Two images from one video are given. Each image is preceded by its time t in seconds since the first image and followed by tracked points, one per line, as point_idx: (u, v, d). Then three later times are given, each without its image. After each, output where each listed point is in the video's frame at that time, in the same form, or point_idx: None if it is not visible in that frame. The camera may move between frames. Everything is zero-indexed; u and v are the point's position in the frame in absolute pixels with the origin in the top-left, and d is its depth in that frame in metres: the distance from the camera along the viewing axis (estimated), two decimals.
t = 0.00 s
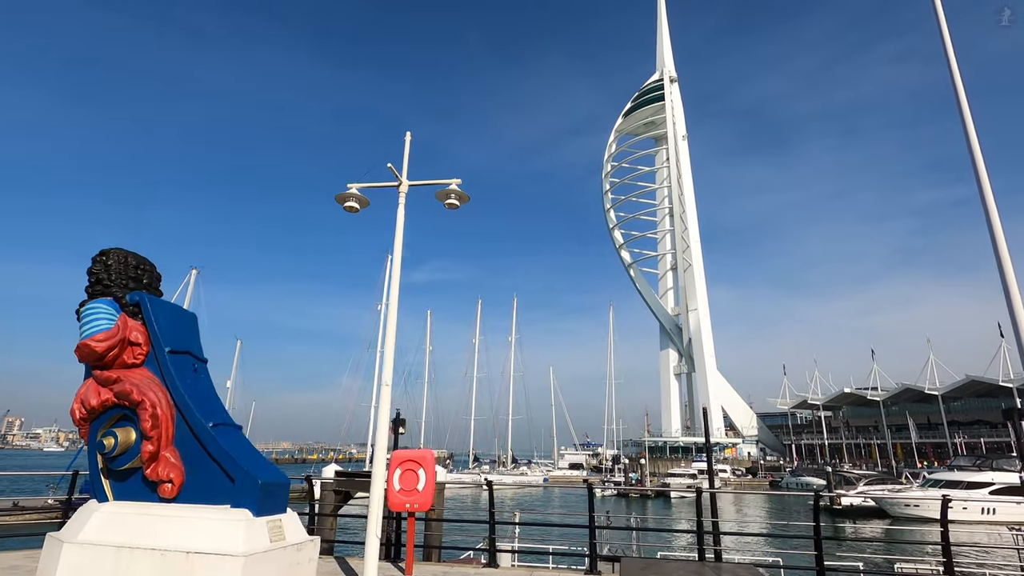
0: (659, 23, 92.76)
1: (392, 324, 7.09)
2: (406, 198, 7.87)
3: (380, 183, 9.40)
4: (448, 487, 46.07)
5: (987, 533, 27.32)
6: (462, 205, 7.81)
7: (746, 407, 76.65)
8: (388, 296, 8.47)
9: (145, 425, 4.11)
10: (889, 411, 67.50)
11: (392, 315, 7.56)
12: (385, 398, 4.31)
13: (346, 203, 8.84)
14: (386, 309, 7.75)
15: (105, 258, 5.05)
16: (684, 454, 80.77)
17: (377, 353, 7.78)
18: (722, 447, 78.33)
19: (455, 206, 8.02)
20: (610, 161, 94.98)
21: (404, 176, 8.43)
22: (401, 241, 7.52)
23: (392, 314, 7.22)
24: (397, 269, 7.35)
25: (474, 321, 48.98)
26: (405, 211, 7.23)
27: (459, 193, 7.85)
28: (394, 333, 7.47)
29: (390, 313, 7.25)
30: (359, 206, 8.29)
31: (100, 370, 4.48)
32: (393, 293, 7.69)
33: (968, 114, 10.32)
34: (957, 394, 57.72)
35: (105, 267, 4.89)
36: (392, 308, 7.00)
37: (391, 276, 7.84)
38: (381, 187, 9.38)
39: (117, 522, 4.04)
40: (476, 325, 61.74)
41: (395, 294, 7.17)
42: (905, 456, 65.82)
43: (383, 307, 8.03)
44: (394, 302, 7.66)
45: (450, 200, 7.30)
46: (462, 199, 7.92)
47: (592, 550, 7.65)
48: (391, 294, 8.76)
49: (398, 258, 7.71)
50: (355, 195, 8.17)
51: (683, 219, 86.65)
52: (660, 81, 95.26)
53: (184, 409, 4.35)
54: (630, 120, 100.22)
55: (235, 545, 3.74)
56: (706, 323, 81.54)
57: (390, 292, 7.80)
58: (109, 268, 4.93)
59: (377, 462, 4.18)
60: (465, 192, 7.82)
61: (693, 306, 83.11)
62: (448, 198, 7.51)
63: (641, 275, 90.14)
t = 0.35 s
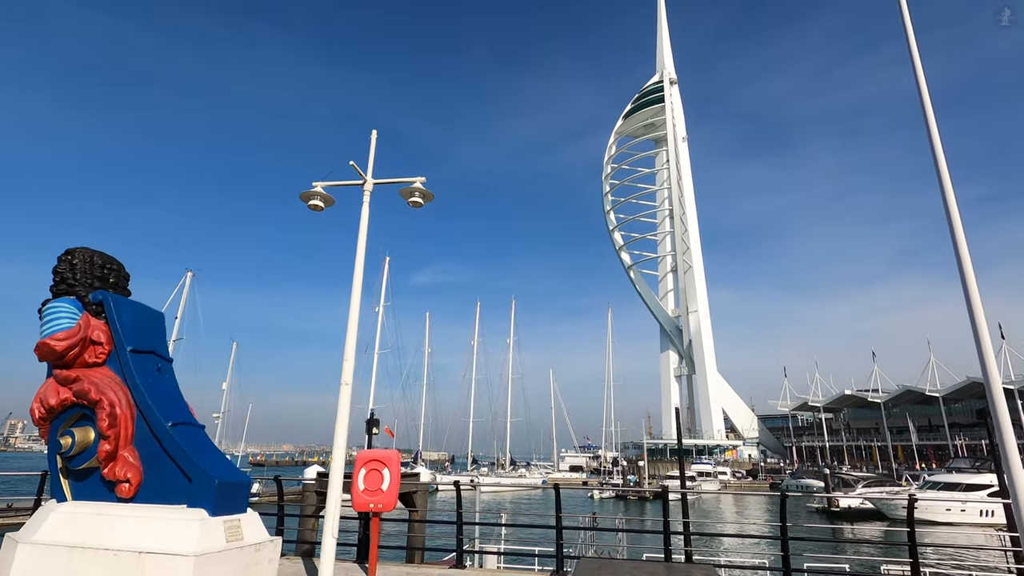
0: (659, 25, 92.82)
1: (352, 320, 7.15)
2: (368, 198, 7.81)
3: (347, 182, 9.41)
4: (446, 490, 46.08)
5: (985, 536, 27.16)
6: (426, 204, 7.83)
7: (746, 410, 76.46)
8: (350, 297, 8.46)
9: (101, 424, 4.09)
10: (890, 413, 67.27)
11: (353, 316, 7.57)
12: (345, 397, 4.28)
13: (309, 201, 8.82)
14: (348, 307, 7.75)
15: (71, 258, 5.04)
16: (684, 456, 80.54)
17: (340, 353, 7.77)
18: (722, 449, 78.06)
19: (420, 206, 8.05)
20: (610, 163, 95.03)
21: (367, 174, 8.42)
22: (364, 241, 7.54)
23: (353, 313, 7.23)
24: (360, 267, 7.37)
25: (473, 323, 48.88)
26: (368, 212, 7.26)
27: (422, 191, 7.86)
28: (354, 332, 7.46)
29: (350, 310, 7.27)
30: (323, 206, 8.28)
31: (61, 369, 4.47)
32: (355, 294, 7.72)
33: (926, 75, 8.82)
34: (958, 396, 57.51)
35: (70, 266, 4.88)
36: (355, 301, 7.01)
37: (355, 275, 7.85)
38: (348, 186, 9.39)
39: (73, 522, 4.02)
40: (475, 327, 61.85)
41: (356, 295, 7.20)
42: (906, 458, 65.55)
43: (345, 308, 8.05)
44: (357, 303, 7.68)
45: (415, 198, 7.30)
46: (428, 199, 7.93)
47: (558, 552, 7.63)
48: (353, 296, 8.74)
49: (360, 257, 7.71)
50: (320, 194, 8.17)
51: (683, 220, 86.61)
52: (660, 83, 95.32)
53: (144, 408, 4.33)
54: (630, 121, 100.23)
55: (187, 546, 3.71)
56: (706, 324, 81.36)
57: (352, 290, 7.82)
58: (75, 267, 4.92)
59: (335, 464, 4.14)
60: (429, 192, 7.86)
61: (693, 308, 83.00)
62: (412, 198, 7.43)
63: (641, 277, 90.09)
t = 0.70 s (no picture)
0: (659, 28, 93.13)
1: (315, 323, 7.16)
2: (332, 200, 8.03)
3: (313, 185, 9.64)
4: (445, 494, 45.93)
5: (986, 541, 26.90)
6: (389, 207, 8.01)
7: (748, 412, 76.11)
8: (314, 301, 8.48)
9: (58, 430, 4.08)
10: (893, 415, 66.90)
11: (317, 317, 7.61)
12: (307, 401, 4.28)
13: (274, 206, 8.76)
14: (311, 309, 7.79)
15: (37, 262, 5.00)
16: (686, 459, 80.12)
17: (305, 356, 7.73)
18: (724, 453, 77.62)
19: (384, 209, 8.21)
20: (610, 165, 95.09)
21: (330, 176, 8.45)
22: (328, 243, 7.63)
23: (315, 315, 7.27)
24: (323, 270, 7.43)
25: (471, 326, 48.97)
26: (334, 214, 7.30)
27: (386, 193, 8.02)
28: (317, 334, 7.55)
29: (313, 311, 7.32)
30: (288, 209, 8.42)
31: (22, 375, 4.44)
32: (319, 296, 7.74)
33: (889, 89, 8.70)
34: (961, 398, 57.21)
35: (35, 271, 4.84)
36: (317, 300, 7.15)
37: (318, 278, 7.91)
38: (315, 189, 9.60)
39: (30, 527, 4.00)
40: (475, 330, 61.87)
41: (322, 297, 7.23)
42: (909, 462, 65.09)
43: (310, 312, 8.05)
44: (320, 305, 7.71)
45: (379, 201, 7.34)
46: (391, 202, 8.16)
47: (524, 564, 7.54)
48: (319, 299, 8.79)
49: (324, 259, 7.74)
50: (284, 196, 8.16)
51: (684, 223, 86.54)
52: (660, 86, 95.49)
53: (106, 414, 4.31)
54: (630, 124, 100.20)
55: (140, 554, 3.68)
56: (708, 327, 81.10)
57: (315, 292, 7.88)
58: (41, 272, 4.87)
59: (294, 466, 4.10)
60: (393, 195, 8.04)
61: (694, 310, 82.77)
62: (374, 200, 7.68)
63: (641, 279, 89.94)
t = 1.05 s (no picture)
0: (659, 32, 93.39)
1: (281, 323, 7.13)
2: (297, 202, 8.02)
3: (283, 187, 9.60)
4: (446, 498, 45.94)
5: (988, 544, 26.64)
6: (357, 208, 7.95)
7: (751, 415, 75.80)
8: (281, 305, 8.45)
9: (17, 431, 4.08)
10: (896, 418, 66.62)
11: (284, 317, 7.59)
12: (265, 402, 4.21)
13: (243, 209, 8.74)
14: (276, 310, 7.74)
15: (8, 265, 5.04)
16: (688, 463, 79.86)
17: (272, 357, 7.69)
18: (727, 456, 77.35)
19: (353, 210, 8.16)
20: (610, 168, 95.16)
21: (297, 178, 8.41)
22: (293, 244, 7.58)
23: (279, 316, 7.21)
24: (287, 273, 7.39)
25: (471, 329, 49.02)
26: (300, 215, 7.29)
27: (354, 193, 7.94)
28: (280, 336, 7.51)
29: (279, 310, 7.30)
30: (254, 211, 8.38)
31: None
32: (284, 297, 7.68)
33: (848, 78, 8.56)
34: (964, 401, 56.93)
35: (5, 273, 4.88)
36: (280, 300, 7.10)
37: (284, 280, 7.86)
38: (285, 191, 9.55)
39: None
40: (475, 333, 62.08)
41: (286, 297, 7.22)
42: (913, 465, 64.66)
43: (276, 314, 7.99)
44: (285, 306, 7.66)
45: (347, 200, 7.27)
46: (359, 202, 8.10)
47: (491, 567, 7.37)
48: (287, 302, 8.76)
49: (289, 260, 7.70)
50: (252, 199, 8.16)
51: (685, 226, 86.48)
52: (660, 89, 95.67)
53: (67, 415, 4.32)
54: (631, 127, 100.31)
55: (94, 555, 3.67)
56: (710, 329, 80.87)
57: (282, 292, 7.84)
58: (10, 274, 4.91)
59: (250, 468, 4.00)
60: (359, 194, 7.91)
61: (696, 313, 82.60)
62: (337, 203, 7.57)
63: (643, 282, 89.89)
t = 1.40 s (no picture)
0: (659, 36, 93.53)
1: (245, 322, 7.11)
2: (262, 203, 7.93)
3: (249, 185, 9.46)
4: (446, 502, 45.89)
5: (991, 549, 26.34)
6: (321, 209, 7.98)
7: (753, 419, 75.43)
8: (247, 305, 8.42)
9: None
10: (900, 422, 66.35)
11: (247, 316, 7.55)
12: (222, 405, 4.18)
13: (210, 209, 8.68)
14: (238, 311, 7.74)
15: None
16: (690, 467, 79.54)
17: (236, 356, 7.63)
18: (729, 460, 77.05)
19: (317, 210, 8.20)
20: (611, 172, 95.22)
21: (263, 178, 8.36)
22: (258, 247, 7.58)
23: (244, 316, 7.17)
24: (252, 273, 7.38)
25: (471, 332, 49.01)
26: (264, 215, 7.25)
27: (316, 195, 8.04)
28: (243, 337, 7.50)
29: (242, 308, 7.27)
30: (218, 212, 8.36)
31: None
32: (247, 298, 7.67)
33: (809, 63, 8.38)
34: (967, 404, 56.53)
35: None
36: (241, 301, 7.10)
37: (249, 281, 7.88)
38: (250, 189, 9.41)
39: None
40: (475, 337, 62.07)
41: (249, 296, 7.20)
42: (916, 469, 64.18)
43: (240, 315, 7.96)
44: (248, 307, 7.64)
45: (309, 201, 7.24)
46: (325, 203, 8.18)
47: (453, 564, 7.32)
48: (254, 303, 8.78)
49: (255, 262, 7.71)
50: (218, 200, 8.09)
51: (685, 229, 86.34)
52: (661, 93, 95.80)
53: (28, 418, 4.31)
54: (631, 131, 100.38)
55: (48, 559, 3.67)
56: (711, 333, 80.58)
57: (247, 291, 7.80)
58: None
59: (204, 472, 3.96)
60: (323, 196, 8.20)
61: (697, 316, 82.35)
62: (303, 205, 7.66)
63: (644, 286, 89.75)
